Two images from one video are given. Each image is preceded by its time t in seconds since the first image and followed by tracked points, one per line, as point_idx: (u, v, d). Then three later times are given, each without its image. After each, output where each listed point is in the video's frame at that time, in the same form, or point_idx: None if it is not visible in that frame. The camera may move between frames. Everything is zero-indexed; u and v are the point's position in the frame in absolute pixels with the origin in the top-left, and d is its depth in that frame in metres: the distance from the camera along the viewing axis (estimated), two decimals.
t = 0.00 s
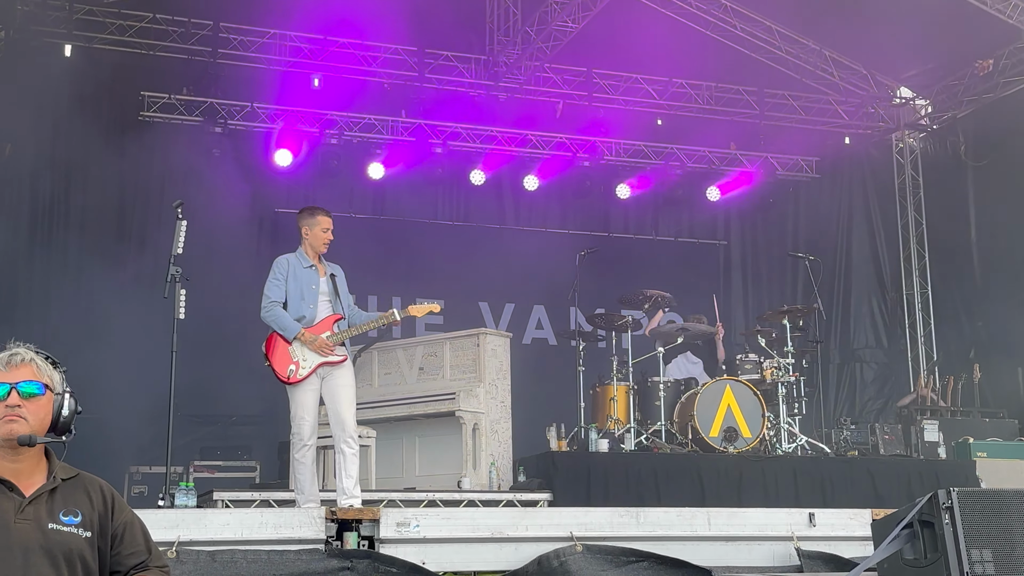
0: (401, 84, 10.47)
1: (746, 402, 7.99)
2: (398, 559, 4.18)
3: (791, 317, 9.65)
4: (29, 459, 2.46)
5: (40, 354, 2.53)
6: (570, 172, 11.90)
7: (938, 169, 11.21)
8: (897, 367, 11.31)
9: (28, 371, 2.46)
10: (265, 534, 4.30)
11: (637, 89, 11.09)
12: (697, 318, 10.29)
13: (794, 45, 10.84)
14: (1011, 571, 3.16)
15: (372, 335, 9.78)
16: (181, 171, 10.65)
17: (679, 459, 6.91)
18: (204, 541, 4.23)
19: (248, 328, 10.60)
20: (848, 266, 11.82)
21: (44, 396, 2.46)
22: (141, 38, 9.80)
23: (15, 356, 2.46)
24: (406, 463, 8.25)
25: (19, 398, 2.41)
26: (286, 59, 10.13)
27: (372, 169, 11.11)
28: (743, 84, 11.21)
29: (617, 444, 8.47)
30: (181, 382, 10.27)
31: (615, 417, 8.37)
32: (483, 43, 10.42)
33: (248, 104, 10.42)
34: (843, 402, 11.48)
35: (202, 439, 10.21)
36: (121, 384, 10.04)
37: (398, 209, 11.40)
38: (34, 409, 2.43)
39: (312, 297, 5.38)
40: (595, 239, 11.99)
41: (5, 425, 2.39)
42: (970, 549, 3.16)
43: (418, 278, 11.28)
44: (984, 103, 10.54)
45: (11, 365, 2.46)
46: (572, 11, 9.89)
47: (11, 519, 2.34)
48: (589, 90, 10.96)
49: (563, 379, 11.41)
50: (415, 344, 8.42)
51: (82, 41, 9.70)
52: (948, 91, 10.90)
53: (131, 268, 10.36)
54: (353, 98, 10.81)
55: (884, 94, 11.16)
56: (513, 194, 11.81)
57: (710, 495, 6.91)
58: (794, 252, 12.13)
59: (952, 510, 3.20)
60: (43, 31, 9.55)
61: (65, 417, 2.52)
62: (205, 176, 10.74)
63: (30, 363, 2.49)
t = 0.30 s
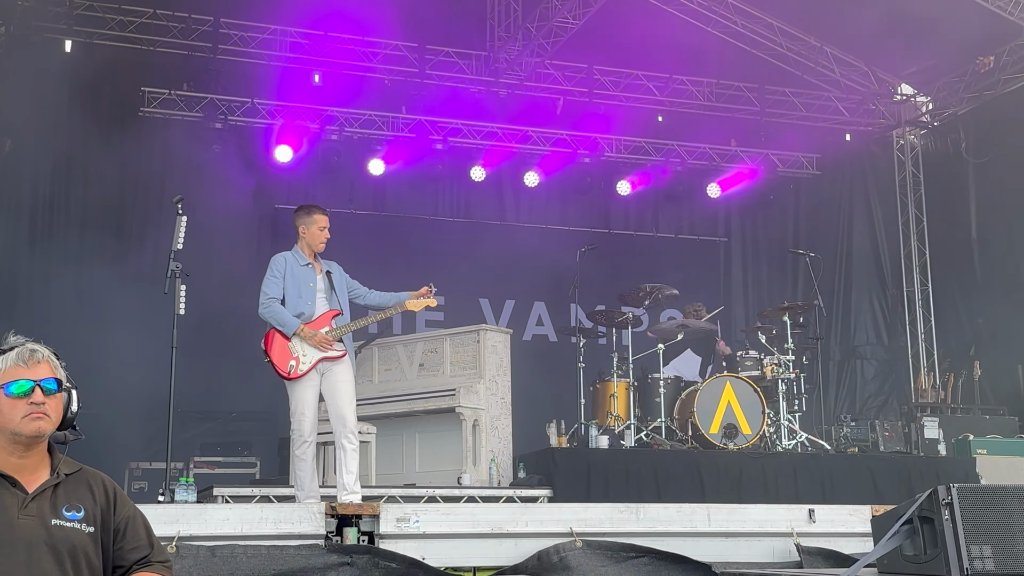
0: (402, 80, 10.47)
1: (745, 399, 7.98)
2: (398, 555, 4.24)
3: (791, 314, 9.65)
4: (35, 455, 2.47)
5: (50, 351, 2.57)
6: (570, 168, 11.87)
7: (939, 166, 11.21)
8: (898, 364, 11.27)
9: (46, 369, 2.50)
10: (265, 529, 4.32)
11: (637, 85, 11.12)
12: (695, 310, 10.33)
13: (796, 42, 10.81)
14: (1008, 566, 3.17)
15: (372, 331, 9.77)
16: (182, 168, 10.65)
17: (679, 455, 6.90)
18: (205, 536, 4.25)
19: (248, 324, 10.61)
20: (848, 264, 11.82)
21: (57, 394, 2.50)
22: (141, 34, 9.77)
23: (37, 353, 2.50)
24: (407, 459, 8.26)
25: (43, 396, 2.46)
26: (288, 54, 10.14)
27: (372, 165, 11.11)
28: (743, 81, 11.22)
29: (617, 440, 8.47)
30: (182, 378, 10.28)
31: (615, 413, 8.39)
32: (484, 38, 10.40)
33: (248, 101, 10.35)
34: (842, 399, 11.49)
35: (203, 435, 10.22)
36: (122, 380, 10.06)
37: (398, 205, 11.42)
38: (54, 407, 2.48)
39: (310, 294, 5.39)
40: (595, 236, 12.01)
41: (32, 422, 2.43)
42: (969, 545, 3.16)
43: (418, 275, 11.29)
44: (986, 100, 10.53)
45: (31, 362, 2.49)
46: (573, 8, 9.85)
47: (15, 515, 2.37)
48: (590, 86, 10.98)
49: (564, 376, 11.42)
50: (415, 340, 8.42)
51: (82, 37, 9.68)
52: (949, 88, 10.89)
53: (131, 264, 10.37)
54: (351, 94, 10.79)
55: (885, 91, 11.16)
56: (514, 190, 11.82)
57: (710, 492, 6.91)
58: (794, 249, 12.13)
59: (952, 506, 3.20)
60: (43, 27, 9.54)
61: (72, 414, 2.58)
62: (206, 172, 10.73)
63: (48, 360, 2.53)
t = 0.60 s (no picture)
0: (401, 77, 10.46)
1: (743, 397, 7.98)
2: (395, 551, 4.29)
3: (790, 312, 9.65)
4: (33, 452, 2.47)
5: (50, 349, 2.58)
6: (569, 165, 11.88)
7: (938, 164, 11.21)
8: (896, 363, 11.31)
9: (50, 366, 2.52)
10: (263, 526, 4.34)
11: (635, 83, 11.09)
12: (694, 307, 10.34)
13: (795, 40, 10.81)
14: (1005, 563, 3.18)
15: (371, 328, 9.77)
16: (181, 165, 10.64)
17: (677, 452, 6.90)
18: (202, 533, 4.26)
19: (247, 321, 10.61)
20: (847, 262, 11.82)
21: (60, 392, 2.52)
22: (140, 30, 9.75)
23: (44, 351, 2.51)
24: (405, 456, 8.27)
25: (50, 393, 2.48)
26: (285, 51, 10.10)
27: (371, 162, 11.04)
28: (742, 79, 11.21)
29: (615, 438, 8.47)
30: (180, 375, 10.28)
31: (614, 411, 8.36)
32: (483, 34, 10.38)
33: (248, 97, 10.35)
34: (841, 397, 11.50)
35: (203, 431, 10.23)
36: (120, 377, 10.06)
37: (397, 204, 11.38)
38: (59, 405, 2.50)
39: (307, 291, 5.37)
40: (594, 234, 11.97)
41: (40, 419, 2.43)
42: (966, 542, 3.16)
43: (417, 272, 11.28)
44: (984, 98, 10.54)
45: (37, 359, 2.50)
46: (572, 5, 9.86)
47: (12, 511, 2.37)
48: (590, 83, 10.89)
49: (562, 373, 11.42)
50: (413, 338, 8.42)
51: (81, 34, 9.66)
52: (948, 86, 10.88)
53: (129, 261, 10.36)
54: (350, 91, 10.80)
55: (884, 88, 11.16)
56: (513, 188, 11.82)
57: (708, 489, 6.91)
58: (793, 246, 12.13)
59: (949, 503, 3.21)
60: (42, 23, 9.53)
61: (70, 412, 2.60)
62: (205, 169, 10.72)
63: (52, 358, 2.55)
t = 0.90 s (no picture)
0: (397, 76, 10.46)
1: (740, 395, 7.99)
2: (391, 549, 4.30)
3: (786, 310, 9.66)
4: (29, 450, 2.47)
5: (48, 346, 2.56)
6: (566, 164, 11.92)
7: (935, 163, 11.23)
8: (892, 362, 11.44)
9: (47, 365, 2.50)
10: (258, 524, 4.38)
11: (632, 82, 11.11)
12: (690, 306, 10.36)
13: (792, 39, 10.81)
14: (999, 562, 3.18)
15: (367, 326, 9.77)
16: (177, 162, 10.61)
17: (673, 450, 6.91)
18: (197, 531, 4.28)
19: (243, 319, 10.59)
20: (843, 261, 11.86)
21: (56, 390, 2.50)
22: (136, 28, 9.77)
23: (40, 349, 2.50)
24: (402, 454, 8.27)
25: (47, 391, 2.47)
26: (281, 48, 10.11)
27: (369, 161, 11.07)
28: (739, 78, 11.22)
29: (611, 436, 8.47)
30: (177, 373, 10.27)
31: (609, 409, 8.38)
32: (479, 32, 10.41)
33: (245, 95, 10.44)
34: (837, 396, 11.50)
35: (199, 429, 10.22)
36: (116, 375, 10.05)
37: (394, 201, 11.36)
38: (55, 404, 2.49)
39: (299, 289, 5.37)
40: (591, 231, 11.96)
41: (37, 418, 2.42)
42: (961, 541, 3.17)
43: (413, 270, 11.24)
44: (981, 97, 10.56)
45: (34, 357, 2.49)
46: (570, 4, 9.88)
47: (6, 510, 2.37)
48: (586, 82, 10.85)
49: (559, 372, 11.43)
50: (410, 336, 8.40)
51: (76, 31, 9.65)
52: (944, 85, 10.91)
53: (126, 259, 10.34)
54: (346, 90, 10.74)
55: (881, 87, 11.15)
56: (510, 186, 11.80)
57: (704, 488, 6.92)
58: (789, 245, 12.14)
59: (944, 503, 3.21)
60: (38, 21, 9.51)
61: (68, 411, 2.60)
62: (201, 167, 10.69)
63: (50, 357, 2.53)
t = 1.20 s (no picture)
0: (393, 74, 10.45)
1: (733, 394, 8.00)
2: (385, 547, 4.31)
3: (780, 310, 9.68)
4: (23, 448, 2.46)
5: (42, 346, 2.56)
6: (562, 162, 11.94)
7: (929, 163, 11.27)
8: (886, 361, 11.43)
9: (37, 363, 2.50)
10: (252, 522, 4.38)
11: (627, 80, 11.10)
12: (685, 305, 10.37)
13: (787, 39, 10.84)
14: (992, 560, 3.20)
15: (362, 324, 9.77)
16: (172, 160, 10.60)
17: (668, 449, 6.92)
18: (191, 529, 4.29)
19: (237, 317, 10.58)
20: (837, 260, 11.89)
21: (47, 388, 2.49)
22: (132, 25, 9.74)
23: (29, 347, 2.49)
24: (397, 452, 8.26)
25: (35, 388, 2.46)
26: (274, 45, 10.04)
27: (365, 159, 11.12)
28: (734, 77, 11.22)
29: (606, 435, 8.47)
30: (170, 372, 10.25)
31: (604, 408, 8.36)
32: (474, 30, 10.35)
33: (238, 93, 10.41)
34: (831, 395, 11.52)
35: (193, 427, 10.20)
36: (111, 373, 10.03)
37: (389, 200, 11.36)
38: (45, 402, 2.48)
39: (289, 290, 5.35)
40: (586, 230, 11.97)
41: (24, 415, 2.42)
42: (955, 539, 3.18)
43: (408, 268, 11.23)
44: (975, 97, 10.59)
45: (24, 355, 2.49)
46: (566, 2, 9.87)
47: None
48: (580, 82, 10.88)
49: (554, 371, 11.43)
50: (404, 334, 8.39)
51: (71, 28, 9.61)
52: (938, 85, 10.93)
53: (120, 257, 10.32)
54: (339, 87, 10.71)
55: (876, 87, 11.18)
56: (505, 185, 11.80)
57: (698, 486, 6.93)
58: (784, 244, 12.15)
59: (938, 501, 3.22)
60: (33, 18, 9.49)
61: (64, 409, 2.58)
62: (196, 165, 10.67)
63: (40, 354, 2.53)
